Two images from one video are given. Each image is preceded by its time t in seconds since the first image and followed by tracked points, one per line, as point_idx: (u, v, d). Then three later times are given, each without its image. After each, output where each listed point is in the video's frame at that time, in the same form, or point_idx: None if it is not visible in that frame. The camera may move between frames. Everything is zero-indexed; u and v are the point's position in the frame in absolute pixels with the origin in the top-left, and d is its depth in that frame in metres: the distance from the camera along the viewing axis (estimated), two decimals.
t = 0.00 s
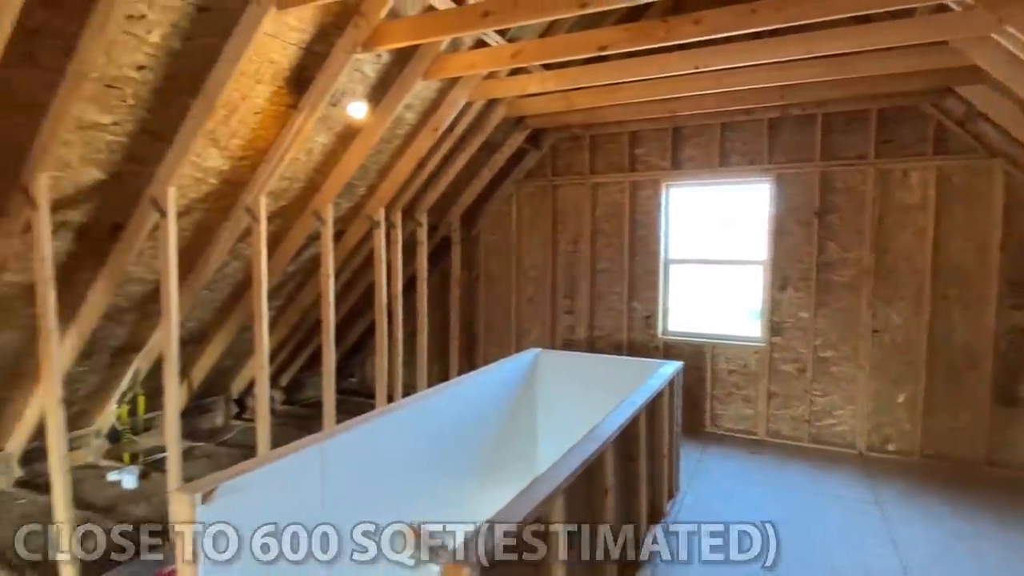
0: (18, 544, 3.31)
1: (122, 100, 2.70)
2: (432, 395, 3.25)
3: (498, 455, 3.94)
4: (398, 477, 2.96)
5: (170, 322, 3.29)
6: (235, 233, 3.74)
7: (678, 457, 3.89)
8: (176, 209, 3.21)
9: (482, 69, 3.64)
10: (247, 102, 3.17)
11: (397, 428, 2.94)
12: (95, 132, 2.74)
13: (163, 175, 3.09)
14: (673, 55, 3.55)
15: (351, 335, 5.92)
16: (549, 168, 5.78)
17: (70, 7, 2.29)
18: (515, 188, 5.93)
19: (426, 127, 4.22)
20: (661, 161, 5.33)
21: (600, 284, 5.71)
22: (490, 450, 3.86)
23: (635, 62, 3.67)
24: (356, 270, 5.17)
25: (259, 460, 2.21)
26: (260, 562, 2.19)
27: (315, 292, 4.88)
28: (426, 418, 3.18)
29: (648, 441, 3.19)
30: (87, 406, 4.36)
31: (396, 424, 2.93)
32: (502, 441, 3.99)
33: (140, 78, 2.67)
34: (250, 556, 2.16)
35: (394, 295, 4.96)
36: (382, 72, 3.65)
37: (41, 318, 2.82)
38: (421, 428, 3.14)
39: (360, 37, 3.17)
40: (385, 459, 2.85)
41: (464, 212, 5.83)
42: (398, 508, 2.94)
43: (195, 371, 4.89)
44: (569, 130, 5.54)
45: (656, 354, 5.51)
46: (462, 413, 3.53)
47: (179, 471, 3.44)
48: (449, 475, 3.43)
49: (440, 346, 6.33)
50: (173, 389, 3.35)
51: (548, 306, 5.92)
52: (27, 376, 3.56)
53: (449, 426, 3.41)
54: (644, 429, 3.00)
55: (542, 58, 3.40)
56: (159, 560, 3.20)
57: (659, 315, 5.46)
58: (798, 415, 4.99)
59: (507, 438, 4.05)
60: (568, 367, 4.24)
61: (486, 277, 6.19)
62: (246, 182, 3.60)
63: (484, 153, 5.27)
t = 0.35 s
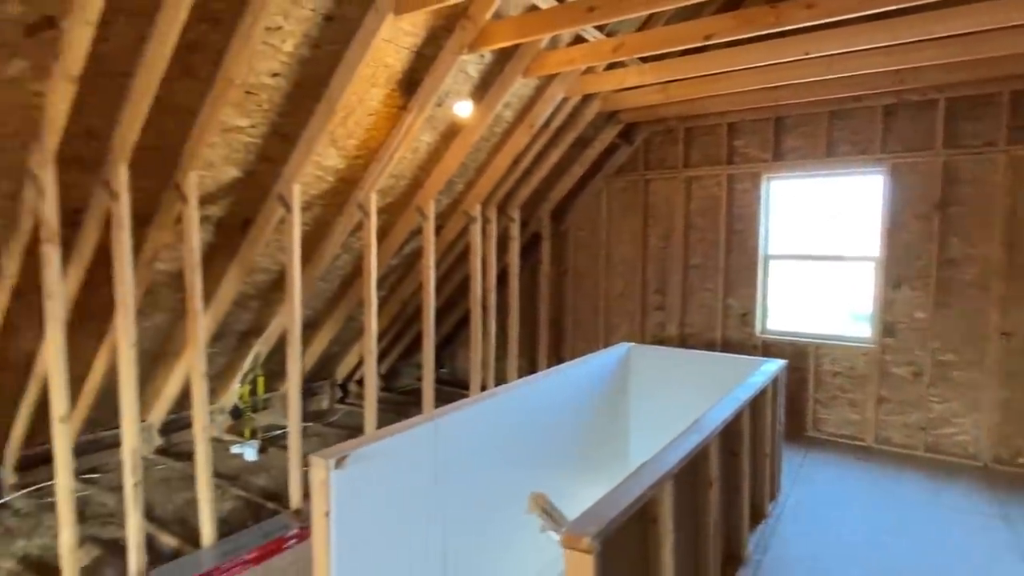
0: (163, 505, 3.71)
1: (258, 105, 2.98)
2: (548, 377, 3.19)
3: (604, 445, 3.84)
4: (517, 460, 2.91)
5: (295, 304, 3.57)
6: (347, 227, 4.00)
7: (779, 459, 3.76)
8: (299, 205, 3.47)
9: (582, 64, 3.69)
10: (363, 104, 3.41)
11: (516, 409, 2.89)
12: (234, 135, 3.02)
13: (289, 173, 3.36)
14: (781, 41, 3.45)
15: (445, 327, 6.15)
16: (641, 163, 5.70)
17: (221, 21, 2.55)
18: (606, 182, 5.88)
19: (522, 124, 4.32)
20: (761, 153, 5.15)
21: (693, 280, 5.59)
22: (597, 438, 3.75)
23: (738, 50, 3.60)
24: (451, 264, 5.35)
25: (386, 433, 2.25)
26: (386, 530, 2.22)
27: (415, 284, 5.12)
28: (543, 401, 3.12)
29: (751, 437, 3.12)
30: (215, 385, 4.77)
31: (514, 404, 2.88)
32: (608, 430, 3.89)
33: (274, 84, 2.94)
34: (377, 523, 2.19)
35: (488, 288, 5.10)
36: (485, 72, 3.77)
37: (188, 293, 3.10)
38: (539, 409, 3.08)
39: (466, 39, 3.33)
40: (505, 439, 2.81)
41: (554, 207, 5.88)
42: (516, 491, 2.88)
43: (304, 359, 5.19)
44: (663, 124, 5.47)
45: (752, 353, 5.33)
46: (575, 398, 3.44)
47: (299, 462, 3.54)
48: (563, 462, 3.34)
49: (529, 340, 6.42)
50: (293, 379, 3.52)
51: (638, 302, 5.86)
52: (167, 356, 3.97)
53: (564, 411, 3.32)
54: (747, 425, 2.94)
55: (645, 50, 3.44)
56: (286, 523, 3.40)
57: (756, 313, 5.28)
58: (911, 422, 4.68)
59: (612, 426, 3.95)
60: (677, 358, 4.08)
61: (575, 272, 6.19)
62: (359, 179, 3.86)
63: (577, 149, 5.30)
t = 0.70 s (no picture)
0: (287, 470, 4.05)
1: (380, 100, 3.16)
2: (659, 364, 3.13)
3: (710, 438, 3.74)
4: (623, 446, 2.90)
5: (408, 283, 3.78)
6: (454, 215, 4.15)
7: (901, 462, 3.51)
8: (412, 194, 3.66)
9: (693, 48, 3.61)
10: (473, 97, 3.52)
11: (625, 393, 2.89)
12: (357, 129, 3.22)
13: (404, 164, 3.55)
14: (916, 13, 3.20)
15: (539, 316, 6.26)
16: (747, 149, 5.48)
17: (350, 21, 2.73)
18: (708, 170, 5.70)
19: (625, 111, 4.29)
20: (884, 136, 4.80)
21: (803, 271, 5.32)
22: (703, 430, 3.65)
23: (865, 26, 3.37)
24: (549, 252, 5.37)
25: (498, 408, 2.33)
26: (496, 499, 2.31)
27: (513, 272, 5.22)
28: (652, 387, 3.08)
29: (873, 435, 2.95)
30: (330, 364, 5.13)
31: (623, 388, 2.88)
32: (714, 423, 3.77)
33: (394, 80, 3.11)
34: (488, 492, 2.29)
35: (586, 277, 5.11)
36: (591, 60, 3.78)
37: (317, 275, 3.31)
38: (648, 395, 3.05)
39: (575, 28, 3.36)
40: (612, 422, 2.83)
41: (653, 196, 5.77)
42: (621, 475, 2.89)
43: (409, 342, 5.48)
44: (772, 107, 5.22)
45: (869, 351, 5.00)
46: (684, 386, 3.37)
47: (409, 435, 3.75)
48: (670, 452, 3.28)
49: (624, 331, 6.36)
50: (406, 357, 3.73)
51: (742, 294, 5.66)
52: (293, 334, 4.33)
53: (672, 399, 3.26)
54: (869, 422, 2.77)
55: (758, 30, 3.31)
56: (399, 493, 3.57)
57: (874, 308, 4.95)
58: None
59: (718, 419, 3.83)
60: (793, 351, 3.88)
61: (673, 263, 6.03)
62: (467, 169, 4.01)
63: (679, 136, 5.17)
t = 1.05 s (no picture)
0: (398, 441, 4.26)
1: (495, 82, 3.20)
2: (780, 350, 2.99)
3: (829, 431, 3.52)
4: (738, 432, 2.80)
5: (515, 264, 3.84)
6: (559, 198, 4.14)
7: None
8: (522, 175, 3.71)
9: (820, 15, 3.40)
10: (585, 76, 3.49)
11: (741, 378, 2.79)
12: (473, 111, 3.29)
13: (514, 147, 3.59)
14: None
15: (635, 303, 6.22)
16: (877, 127, 5.07)
17: (472, 4, 2.80)
18: (828, 150, 5.35)
19: (740, 87, 4.11)
20: None
21: (938, 259, 4.88)
22: (822, 423, 3.45)
23: None
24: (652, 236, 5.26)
25: (614, 384, 2.33)
26: (610, 476, 2.32)
27: (615, 257, 5.16)
28: (771, 374, 2.95)
29: None
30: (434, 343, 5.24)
31: (741, 373, 2.78)
32: (834, 416, 3.55)
33: (510, 61, 3.13)
34: (602, 468, 2.30)
35: (692, 261, 4.96)
36: (706, 33, 3.64)
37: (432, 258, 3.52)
38: (766, 382, 2.93)
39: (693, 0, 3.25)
40: (728, 406, 2.74)
41: (765, 178, 5.49)
42: (736, 460, 2.81)
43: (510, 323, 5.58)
44: (907, 79, 4.80)
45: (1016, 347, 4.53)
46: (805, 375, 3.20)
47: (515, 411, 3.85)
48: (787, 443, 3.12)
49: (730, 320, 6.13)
50: (514, 334, 3.81)
51: (864, 282, 5.29)
52: (405, 311, 4.55)
53: (792, 388, 3.11)
54: None
55: None
56: (506, 465, 3.68)
57: (1020, 300, 4.52)
58: None
59: (838, 412, 3.60)
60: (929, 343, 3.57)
61: (786, 249, 5.73)
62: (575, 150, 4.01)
63: (796, 113, 4.88)
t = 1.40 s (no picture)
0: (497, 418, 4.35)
1: (606, 57, 3.11)
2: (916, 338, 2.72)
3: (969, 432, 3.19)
4: (865, 426, 2.60)
5: (619, 245, 3.75)
6: (665, 176, 4.03)
7: None
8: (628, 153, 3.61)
9: None
10: (699, 48, 3.34)
11: (871, 369, 2.57)
12: (581, 89, 3.23)
13: (621, 124, 3.50)
14: None
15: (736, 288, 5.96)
16: None
17: None
18: (965, 122, 4.83)
19: (868, 54, 3.78)
20: None
21: None
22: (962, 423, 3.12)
23: None
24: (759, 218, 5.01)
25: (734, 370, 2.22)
26: (727, 465, 2.22)
27: (718, 240, 4.95)
28: (906, 365, 2.70)
29: None
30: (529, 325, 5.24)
31: (871, 363, 2.57)
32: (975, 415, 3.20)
33: (621, 35, 3.03)
34: (720, 458, 2.20)
35: (805, 245, 4.68)
36: None
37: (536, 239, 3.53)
38: (900, 374, 2.69)
39: None
40: (855, 399, 2.55)
41: (889, 155, 5.06)
42: (862, 456, 2.62)
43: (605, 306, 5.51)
44: None
45: None
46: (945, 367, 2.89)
47: (615, 395, 3.79)
48: (921, 442, 2.86)
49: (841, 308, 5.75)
50: (616, 316, 3.74)
51: (1003, 271, 4.78)
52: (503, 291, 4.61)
53: (928, 382, 2.83)
54: None
55: None
56: (607, 449, 3.64)
57: None
58: None
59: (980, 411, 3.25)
60: None
61: (910, 232, 5.27)
62: (683, 127, 3.86)
63: (931, 82, 4.43)
